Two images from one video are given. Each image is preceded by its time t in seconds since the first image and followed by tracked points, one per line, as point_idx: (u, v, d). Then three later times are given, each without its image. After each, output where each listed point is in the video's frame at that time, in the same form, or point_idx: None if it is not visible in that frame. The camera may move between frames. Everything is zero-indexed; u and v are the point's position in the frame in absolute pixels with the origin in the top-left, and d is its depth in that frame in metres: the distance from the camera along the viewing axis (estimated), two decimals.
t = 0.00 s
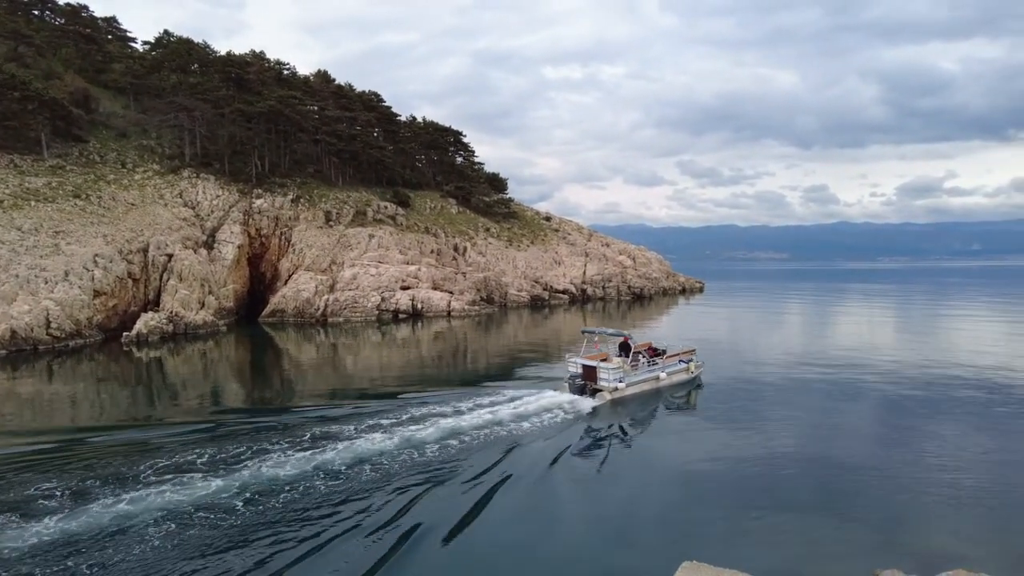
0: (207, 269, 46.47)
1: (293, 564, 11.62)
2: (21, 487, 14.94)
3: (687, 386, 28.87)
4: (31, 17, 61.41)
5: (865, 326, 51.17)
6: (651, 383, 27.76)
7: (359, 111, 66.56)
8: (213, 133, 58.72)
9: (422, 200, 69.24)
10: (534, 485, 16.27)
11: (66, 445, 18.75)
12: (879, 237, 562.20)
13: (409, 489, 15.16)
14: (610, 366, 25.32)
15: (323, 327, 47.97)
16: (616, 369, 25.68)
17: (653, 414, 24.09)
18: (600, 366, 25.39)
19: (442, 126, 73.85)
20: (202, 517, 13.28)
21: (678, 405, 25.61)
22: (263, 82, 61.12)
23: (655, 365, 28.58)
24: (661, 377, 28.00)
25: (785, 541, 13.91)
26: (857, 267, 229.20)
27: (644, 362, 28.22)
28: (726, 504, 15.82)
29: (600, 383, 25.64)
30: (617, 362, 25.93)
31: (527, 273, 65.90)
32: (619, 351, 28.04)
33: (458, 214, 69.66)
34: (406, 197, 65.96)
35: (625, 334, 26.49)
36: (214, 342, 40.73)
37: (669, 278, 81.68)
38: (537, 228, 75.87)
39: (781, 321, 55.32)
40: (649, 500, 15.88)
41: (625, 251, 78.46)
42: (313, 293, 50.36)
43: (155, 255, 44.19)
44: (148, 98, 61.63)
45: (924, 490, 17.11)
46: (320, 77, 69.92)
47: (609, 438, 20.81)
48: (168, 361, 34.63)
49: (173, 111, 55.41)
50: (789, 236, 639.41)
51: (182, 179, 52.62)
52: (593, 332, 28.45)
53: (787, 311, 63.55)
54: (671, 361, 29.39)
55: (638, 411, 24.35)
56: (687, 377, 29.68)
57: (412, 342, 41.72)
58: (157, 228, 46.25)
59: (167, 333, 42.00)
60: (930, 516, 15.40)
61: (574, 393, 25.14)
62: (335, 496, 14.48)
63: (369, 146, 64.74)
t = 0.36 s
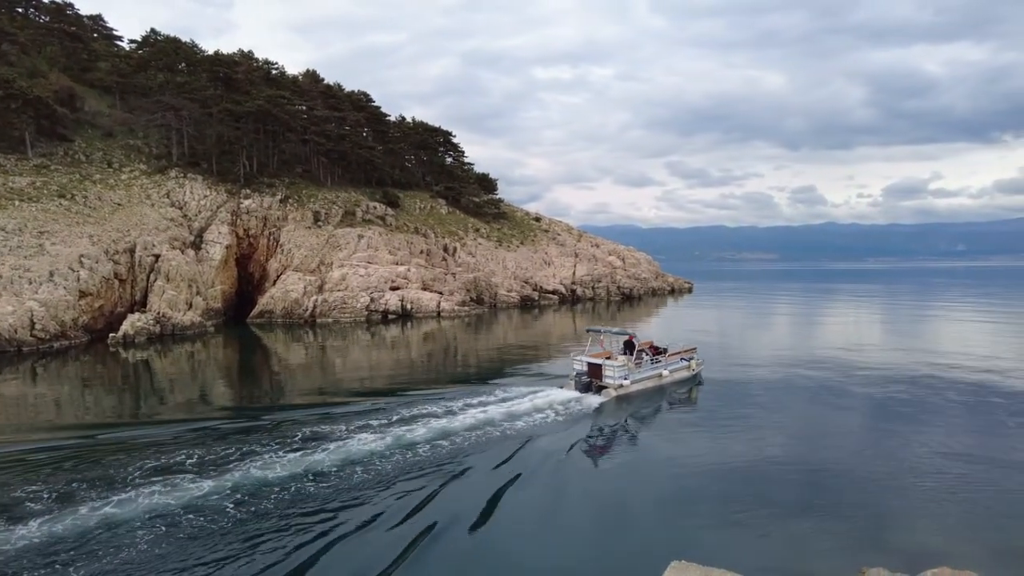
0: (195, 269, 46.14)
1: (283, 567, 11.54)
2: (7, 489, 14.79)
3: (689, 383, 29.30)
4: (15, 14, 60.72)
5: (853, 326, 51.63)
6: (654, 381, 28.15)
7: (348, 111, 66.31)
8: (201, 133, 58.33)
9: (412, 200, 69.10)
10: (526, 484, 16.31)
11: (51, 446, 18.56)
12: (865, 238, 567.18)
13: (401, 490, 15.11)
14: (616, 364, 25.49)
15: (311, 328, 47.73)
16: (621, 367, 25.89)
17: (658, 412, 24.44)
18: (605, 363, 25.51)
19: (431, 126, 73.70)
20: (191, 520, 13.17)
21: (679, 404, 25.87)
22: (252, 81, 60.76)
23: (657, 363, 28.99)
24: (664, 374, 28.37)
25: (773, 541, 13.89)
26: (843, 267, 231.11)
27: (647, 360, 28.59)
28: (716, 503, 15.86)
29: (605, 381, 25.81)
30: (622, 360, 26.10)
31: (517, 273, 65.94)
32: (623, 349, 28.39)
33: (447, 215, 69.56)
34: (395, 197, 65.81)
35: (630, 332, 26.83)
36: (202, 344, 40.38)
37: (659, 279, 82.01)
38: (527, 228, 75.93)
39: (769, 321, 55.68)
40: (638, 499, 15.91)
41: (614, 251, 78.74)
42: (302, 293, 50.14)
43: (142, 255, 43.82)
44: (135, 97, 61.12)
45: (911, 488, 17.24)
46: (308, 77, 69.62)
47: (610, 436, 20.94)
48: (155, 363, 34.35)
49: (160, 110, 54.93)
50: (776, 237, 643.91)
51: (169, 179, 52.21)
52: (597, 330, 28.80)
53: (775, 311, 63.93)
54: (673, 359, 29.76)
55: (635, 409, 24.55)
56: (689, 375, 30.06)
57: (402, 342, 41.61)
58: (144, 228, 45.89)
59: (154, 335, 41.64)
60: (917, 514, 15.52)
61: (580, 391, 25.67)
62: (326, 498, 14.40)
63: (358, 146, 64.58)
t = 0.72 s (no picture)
0: (186, 269, 45.89)
1: (279, 567, 11.52)
2: None
3: (693, 380, 30.28)
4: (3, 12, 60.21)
5: (843, 326, 52.02)
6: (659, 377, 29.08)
7: (340, 110, 66.12)
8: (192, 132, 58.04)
9: (404, 200, 68.98)
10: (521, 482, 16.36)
11: (42, 447, 18.45)
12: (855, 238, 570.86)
13: (397, 490, 15.07)
14: (623, 361, 26.38)
15: (302, 328, 47.57)
16: (628, 363, 26.77)
17: (664, 407, 25.22)
18: (612, 360, 26.44)
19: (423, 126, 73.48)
20: (184, 522, 13.11)
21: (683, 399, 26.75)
22: (243, 80, 60.45)
23: (662, 360, 29.92)
24: (668, 371, 29.29)
25: (764, 540, 13.96)
26: (834, 267, 232.46)
27: (653, 357, 29.52)
28: (706, 502, 15.96)
29: (612, 377, 26.71)
30: (628, 357, 27.00)
31: (510, 273, 65.99)
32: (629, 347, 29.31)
33: (439, 215, 69.48)
34: (387, 197, 65.71)
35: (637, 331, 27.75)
36: (193, 344, 40.16)
37: (651, 279, 82.28)
38: (519, 228, 75.98)
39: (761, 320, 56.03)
40: (632, 499, 15.97)
41: (606, 251, 78.98)
42: (293, 293, 50.00)
43: (133, 255, 43.57)
44: (124, 96, 60.74)
45: (899, 486, 17.43)
46: (300, 77, 69.37)
47: (611, 434, 21.18)
48: (146, 363, 34.14)
49: (150, 109, 54.56)
50: (767, 237, 647.01)
51: (159, 178, 51.90)
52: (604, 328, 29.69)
53: (767, 310, 64.26)
54: (676, 357, 30.72)
55: (638, 405, 25.16)
56: (691, 371, 31.17)
57: (394, 342, 41.57)
58: (134, 228, 45.60)
59: (144, 335, 41.37)
60: (906, 512, 15.67)
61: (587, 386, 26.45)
62: (321, 500, 14.35)
63: (350, 146, 64.47)
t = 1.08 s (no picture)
0: (179, 269, 45.68)
1: (275, 567, 11.45)
2: None
3: (698, 377, 31.02)
4: None
5: (838, 326, 52.21)
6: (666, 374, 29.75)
7: (335, 110, 65.97)
8: (186, 132, 57.83)
9: (399, 200, 68.86)
10: (519, 481, 16.29)
11: (35, 447, 18.33)
12: (848, 238, 573.12)
13: (396, 490, 15.02)
14: (631, 358, 27.03)
15: (297, 328, 47.41)
16: (636, 361, 27.41)
17: (672, 402, 25.86)
18: (621, 358, 27.08)
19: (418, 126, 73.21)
20: (179, 523, 13.01)
21: (691, 395, 27.42)
22: (237, 80, 60.18)
23: (669, 357, 30.61)
24: (674, 368, 29.98)
25: (759, 540, 13.88)
26: (827, 267, 233.56)
27: (660, 355, 30.23)
28: (701, 500, 15.96)
29: (621, 374, 27.35)
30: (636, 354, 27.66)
31: (505, 273, 65.97)
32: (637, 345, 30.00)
33: (435, 215, 69.37)
34: (382, 197, 65.59)
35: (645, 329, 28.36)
36: (186, 344, 39.98)
37: (645, 279, 82.38)
38: (514, 229, 75.95)
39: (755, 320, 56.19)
40: (628, 498, 15.90)
41: (601, 251, 79.10)
42: (287, 293, 49.83)
43: (126, 254, 43.37)
44: (117, 95, 60.44)
45: (893, 485, 17.48)
46: (295, 76, 69.17)
47: (611, 433, 21.22)
48: (139, 363, 34.00)
49: (144, 108, 54.24)
50: (761, 237, 648.87)
51: (153, 178, 51.65)
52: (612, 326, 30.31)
53: (761, 311, 64.44)
54: (682, 354, 31.43)
55: (647, 401, 25.73)
56: (697, 368, 31.90)
57: (388, 342, 41.50)
58: (127, 228, 45.38)
59: (138, 335, 41.13)
60: (900, 511, 15.71)
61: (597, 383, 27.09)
62: (320, 500, 14.29)
63: (344, 146, 64.38)
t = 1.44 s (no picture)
0: (173, 269, 45.48)
1: (271, 568, 11.43)
2: None
3: (704, 374, 31.93)
4: None
5: (832, 325, 52.47)
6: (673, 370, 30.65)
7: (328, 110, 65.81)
8: (180, 132, 57.58)
9: (393, 200, 68.74)
10: (515, 480, 16.30)
11: (30, 447, 18.28)
12: (841, 238, 575.69)
13: (395, 491, 14.99)
14: (639, 356, 27.95)
15: (291, 328, 47.22)
16: (644, 358, 28.34)
17: (679, 399, 26.57)
18: (628, 355, 28.00)
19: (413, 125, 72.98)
20: (174, 524, 12.96)
21: (696, 392, 28.10)
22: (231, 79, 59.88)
23: (676, 354, 31.50)
24: (681, 365, 30.91)
25: (753, 539, 13.95)
26: (820, 268, 234.54)
27: (668, 352, 31.12)
28: (694, 500, 16.02)
29: (629, 371, 28.29)
30: (645, 352, 28.58)
31: (499, 273, 65.98)
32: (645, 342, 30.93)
33: (429, 215, 69.30)
34: (377, 197, 65.47)
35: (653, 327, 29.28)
36: (180, 344, 39.81)
37: (640, 279, 82.52)
38: (509, 229, 75.93)
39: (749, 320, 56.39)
40: (624, 498, 15.93)
41: (595, 251, 79.22)
42: (281, 293, 49.68)
43: (119, 255, 43.16)
44: (110, 94, 60.13)
45: (885, 483, 17.63)
46: (289, 75, 68.92)
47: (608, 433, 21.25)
48: (132, 363, 33.88)
49: (137, 108, 53.95)
50: (754, 237, 650.82)
51: (146, 178, 51.40)
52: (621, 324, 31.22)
53: (755, 311, 64.63)
54: (689, 352, 32.31)
55: (654, 398, 26.37)
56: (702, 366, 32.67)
57: (383, 342, 41.45)
58: (120, 228, 45.15)
59: (131, 335, 40.91)
60: (893, 510, 15.81)
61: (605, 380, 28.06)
62: (319, 501, 14.26)
63: (338, 145, 64.26)
